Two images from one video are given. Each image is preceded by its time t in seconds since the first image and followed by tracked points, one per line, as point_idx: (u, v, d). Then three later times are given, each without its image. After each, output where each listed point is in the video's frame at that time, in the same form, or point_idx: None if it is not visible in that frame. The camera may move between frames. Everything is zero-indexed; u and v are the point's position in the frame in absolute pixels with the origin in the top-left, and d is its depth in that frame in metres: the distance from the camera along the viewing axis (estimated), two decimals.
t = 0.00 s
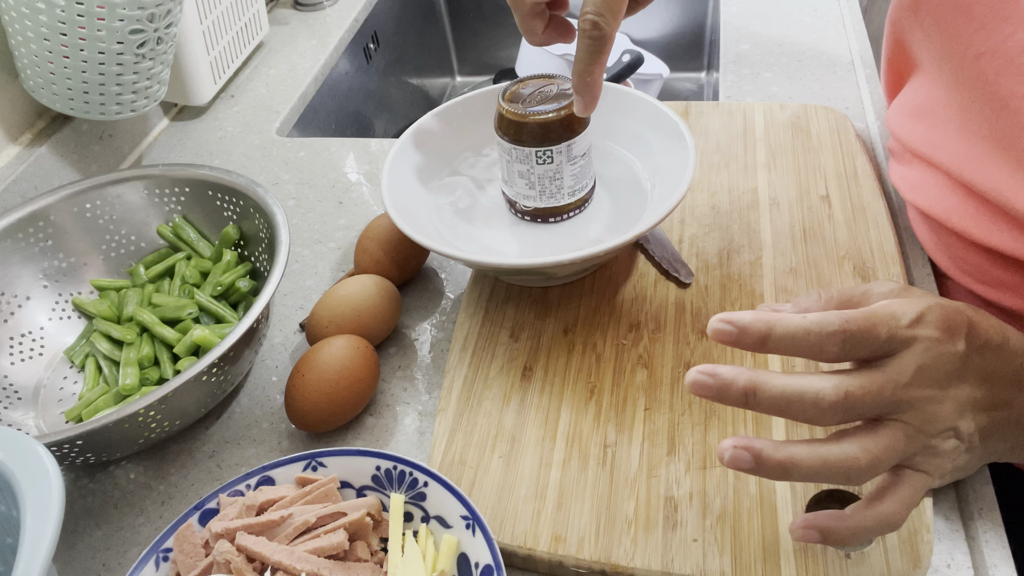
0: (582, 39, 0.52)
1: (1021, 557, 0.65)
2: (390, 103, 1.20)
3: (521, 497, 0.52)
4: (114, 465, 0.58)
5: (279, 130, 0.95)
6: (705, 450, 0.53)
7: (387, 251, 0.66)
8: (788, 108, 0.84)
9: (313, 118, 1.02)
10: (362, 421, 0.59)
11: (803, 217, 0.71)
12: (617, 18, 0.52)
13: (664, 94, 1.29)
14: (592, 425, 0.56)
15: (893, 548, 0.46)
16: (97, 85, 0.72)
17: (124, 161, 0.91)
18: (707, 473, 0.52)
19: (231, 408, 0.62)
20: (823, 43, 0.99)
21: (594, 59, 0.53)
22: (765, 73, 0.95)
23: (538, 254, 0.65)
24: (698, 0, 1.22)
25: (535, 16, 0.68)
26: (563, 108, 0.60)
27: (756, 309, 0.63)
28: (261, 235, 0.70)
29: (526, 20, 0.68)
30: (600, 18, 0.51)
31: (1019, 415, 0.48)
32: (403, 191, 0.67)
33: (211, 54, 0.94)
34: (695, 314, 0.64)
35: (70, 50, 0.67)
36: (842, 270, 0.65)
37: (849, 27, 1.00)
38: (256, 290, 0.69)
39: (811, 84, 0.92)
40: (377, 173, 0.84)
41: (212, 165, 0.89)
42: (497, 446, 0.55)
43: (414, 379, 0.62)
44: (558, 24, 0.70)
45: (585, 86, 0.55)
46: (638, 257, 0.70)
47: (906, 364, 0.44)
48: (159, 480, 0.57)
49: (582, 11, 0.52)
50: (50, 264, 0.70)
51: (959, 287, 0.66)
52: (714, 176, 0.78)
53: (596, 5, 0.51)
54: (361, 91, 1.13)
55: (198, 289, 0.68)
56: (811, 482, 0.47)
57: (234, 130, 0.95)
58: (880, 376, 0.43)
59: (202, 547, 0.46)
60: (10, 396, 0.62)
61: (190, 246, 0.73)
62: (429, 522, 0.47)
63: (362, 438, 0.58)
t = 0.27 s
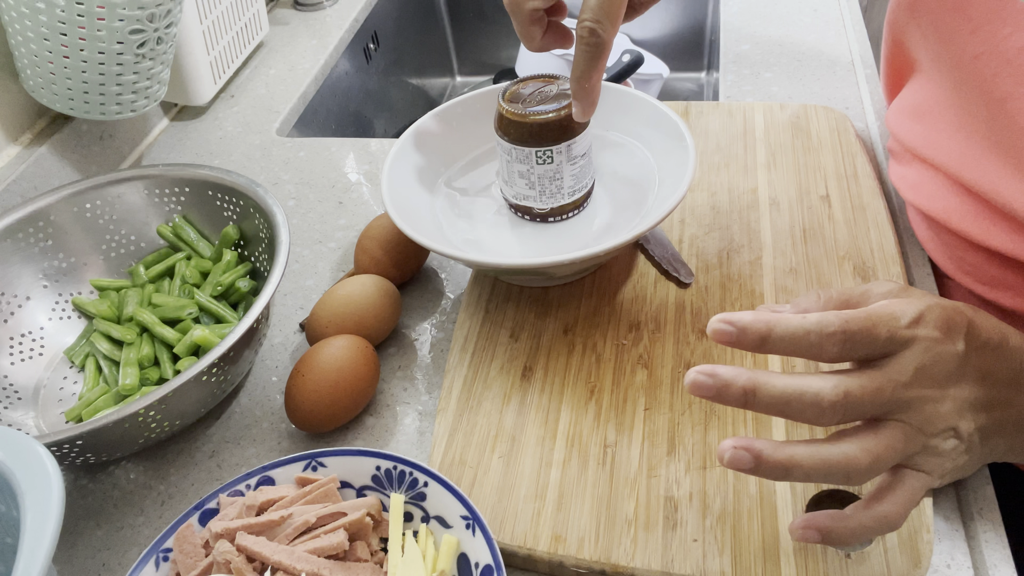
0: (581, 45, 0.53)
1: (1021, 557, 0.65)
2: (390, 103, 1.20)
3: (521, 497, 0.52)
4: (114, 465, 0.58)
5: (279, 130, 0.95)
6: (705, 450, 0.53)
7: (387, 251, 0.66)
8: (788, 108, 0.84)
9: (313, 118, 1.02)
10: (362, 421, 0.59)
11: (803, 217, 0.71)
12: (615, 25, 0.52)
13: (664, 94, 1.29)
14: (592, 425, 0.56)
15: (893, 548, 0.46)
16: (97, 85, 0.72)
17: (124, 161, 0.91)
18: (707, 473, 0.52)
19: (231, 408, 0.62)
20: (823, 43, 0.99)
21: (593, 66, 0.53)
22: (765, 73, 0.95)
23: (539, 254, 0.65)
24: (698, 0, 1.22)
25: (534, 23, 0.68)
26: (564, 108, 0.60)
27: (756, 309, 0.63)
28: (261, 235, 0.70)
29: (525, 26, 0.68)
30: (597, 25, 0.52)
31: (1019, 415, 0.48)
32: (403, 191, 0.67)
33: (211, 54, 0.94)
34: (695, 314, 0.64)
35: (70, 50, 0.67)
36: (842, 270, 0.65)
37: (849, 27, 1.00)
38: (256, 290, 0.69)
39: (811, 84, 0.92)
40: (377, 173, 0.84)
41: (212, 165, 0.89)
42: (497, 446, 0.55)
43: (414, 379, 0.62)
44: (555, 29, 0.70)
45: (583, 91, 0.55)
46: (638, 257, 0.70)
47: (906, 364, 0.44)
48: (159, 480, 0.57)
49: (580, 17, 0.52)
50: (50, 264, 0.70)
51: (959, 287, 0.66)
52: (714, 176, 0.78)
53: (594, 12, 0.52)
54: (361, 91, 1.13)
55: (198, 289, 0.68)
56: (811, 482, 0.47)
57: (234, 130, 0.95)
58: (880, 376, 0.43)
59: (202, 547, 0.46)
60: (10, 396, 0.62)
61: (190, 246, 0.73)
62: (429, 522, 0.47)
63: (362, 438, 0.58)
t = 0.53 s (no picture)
0: (578, 46, 0.53)
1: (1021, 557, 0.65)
2: (390, 103, 1.20)
3: (521, 497, 0.52)
4: (114, 465, 0.58)
5: (279, 130, 0.95)
6: (705, 450, 0.53)
7: (387, 251, 0.66)
8: (788, 108, 0.84)
9: (313, 118, 1.02)
10: (362, 422, 0.59)
11: (803, 217, 0.71)
12: (613, 27, 0.53)
13: (664, 94, 1.29)
14: (592, 425, 0.56)
15: (893, 548, 0.46)
16: (97, 85, 0.72)
17: (124, 161, 0.91)
18: (707, 473, 0.52)
19: (231, 408, 0.62)
20: (823, 43, 0.99)
21: (590, 67, 0.54)
22: (766, 73, 0.95)
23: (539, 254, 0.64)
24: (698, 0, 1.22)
25: (533, 25, 0.68)
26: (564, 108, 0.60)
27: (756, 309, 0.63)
28: (261, 235, 0.70)
29: (525, 28, 0.68)
30: (595, 27, 0.52)
31: (1020, 415, 0.48)
32: (403, 191, 0.67)
33: (211, 54, 0.94)
34: (695, 314, 0.64)
35: (70, 50, 0.67)
36: (842, 270, 0.65)
37: (849, 27, 1.00)
38: (256, 290, 0.69)
39: (811, 84, 0.92)
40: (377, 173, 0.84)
41: (212, 165, 0.89)
42: (497, 446, 0.55)
43: (414, 379, 0.62)
44: (556, 30, 0.70)
45: (582, 92, 0.55)
46: (638, 257, 0.70)
47: (906, 364, 0.44)
48: (159, 480, 0.57)
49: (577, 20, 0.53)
50: (50, 264, 0.70)
51: (959, 287, 0.66)
52: (714, 176, 0.78)
53: (592, 15, 0.52)
54: (361, 91, 1.13)
55: (198, 289, 0.68)
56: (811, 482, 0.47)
57: (234, 130, 0.95)
58: (880, 377, 0.43)
59: (202, 547, 0.46)
60: (10, 396, 0.62)
61: (190, 246, 0.73)
62: (429, 522, 0.47)
63: (362, 438, 0.58)
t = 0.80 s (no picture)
0: (580, 46, 0.53)
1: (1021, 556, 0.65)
2: (390, 103, 1.20)
3: (521, 497, 0.52)
4: (114, 465, 0.58)
5: (279, 130, 0.95)
6: (705, 450, 0.53)
7: (388, 251, 0.66)
8: (788, 108, 0.84)
9: (313, 118, 1.02)
10: (363, 421, 0.59)
11: (803, 217, 0.71)
12: (614, 28, 0.53)
13: (664, 93, 1.29)
14: (592, 425, 0.56)
15: (893, 548, 0.46)
16: (97, 85, 0.72)
17: (124, 161, 0.91)
18: (707, 473, 0.52)
19: (231, 408, 0.62)
20: (823, 43, 0.99)
21: (591, 68, 0.54)
22: (765, 73, 0.95)
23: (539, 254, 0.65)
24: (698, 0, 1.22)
25: (535, 26, 0.68)
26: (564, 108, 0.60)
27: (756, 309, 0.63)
28: (261, 235, 0.70)
29: (527, 29, 0.68)
30: (596, 28, 0.52)
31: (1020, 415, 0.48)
32: (403, 191, 0.67)
33: (211, 54, 0.94)
34: (695, 314, 0.64)
35: (70, 50, 0.67)
36: (842, 270, 0.65)
37: (849, 27, 1.00)
38: (256, 290, 0.69)
39: (811, 84, 0.92)
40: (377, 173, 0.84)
41: (212, 165, 0.89)
42: (497, 446, 0.55)
43: (414, 379, 0.62)
44: (557, 31, 0.70)
45: (582, 93, 0.56)
46: (638, 257, 0.70)
47: (906, 365, 0.44)
48: (159, 480, 0.57)
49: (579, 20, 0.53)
50: (50, 264, 0.70)
51: (959, 287, 0.66)
52: (714, 176, 0.78)
53: (593, 15, 0.52)
54: (361, 91, 1.13)
55: (198, 289, 0.68)
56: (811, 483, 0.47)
57: (234, 130, 0.95)
58: (880, 378, 0.43)
59: (202, 547, 0.46)
60: (10, 396, 0.62)
61: (190, 246, 0.73)
62: (429, 522, 0.47)
63: (363, 438, 0.58)
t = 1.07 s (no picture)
0: (580, 46, 0.53)
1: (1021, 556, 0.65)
2: (390, 103, 1.20)
3: (521, 497, 0.52)
4: (114, 465, 0.58)
5: (279, 130, 0.95)
6: (705, 451, 0.53)
7: (388, 251, 0.66)
8: (788, 108, 0.84)
9: (313, 118, 1.02)
10: (363, 421, 0.59)
11: (803, 217, 0.71)
12: (614, 28, 0.52)
13: (664, 93, 1.29)
14: (592, 425, 0.56)
15: (893, 548, 0.46)
16: (97, 85, 0.72)
17: (124, 161, 0.91)
18: (707, 473, 0.52)
19: (231, 408, 0.62)
20: (823, 43, 0.98)
21: (592, 68, 0.54)
22: (765, 73, 0.95)
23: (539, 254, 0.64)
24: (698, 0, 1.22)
25: (535, 26, 0.68)
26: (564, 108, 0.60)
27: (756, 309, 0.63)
28: (261, 235, 0.70)
29: (527, 30, 0.68)
30: (596, 28, 0.52)
31: (1019, 415, 0.48)
32: (403, 191, 0.67)
33: (211, 54, 0.94)
34: (695, 314, 0.64)
35: (70, 50, 0.67)
36: (842, 270, 0.65)
37: (849, 27, 1.00)
38: (256, 290, 0.69)
39: (811, 84, 0.92)
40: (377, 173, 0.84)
41: (212, 165, 0.89)
42: (497, 446, 0.55)
43: (414, 379, 0.62)
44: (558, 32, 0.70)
45: (583, 93, 0.56)
46: (638, 257, 0.70)
47: (905, 365, 0.44)
48: (159, 480, 0.57)
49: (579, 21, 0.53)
50: (50, 264, 0.70)
51: (959, 287, 0.66)
52: (714, 176, 0.78)
53: (594, 16, 0.52)
54: (361, 91, 1.13)
55: (198, 289, 0.68)
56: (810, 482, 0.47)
57: (234, 130, 0.95)
58: (879, 378, 0.43)
59: (202, 547, 0.46)
60: (10, 396, 0.62)
61: (190, 246, 0.73)
62: (429, 522, 0.47)
63: (362, 438, 0.58)
